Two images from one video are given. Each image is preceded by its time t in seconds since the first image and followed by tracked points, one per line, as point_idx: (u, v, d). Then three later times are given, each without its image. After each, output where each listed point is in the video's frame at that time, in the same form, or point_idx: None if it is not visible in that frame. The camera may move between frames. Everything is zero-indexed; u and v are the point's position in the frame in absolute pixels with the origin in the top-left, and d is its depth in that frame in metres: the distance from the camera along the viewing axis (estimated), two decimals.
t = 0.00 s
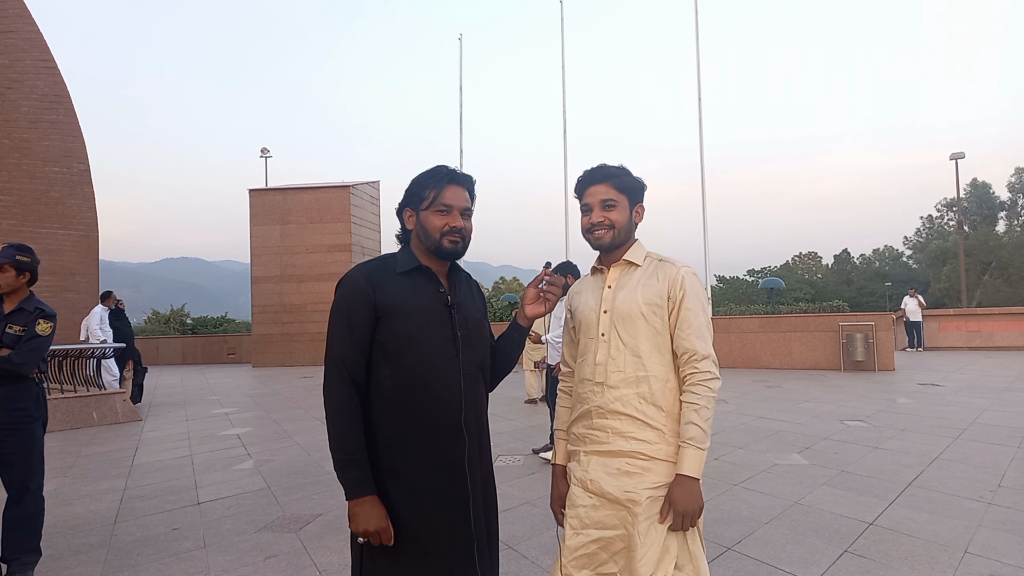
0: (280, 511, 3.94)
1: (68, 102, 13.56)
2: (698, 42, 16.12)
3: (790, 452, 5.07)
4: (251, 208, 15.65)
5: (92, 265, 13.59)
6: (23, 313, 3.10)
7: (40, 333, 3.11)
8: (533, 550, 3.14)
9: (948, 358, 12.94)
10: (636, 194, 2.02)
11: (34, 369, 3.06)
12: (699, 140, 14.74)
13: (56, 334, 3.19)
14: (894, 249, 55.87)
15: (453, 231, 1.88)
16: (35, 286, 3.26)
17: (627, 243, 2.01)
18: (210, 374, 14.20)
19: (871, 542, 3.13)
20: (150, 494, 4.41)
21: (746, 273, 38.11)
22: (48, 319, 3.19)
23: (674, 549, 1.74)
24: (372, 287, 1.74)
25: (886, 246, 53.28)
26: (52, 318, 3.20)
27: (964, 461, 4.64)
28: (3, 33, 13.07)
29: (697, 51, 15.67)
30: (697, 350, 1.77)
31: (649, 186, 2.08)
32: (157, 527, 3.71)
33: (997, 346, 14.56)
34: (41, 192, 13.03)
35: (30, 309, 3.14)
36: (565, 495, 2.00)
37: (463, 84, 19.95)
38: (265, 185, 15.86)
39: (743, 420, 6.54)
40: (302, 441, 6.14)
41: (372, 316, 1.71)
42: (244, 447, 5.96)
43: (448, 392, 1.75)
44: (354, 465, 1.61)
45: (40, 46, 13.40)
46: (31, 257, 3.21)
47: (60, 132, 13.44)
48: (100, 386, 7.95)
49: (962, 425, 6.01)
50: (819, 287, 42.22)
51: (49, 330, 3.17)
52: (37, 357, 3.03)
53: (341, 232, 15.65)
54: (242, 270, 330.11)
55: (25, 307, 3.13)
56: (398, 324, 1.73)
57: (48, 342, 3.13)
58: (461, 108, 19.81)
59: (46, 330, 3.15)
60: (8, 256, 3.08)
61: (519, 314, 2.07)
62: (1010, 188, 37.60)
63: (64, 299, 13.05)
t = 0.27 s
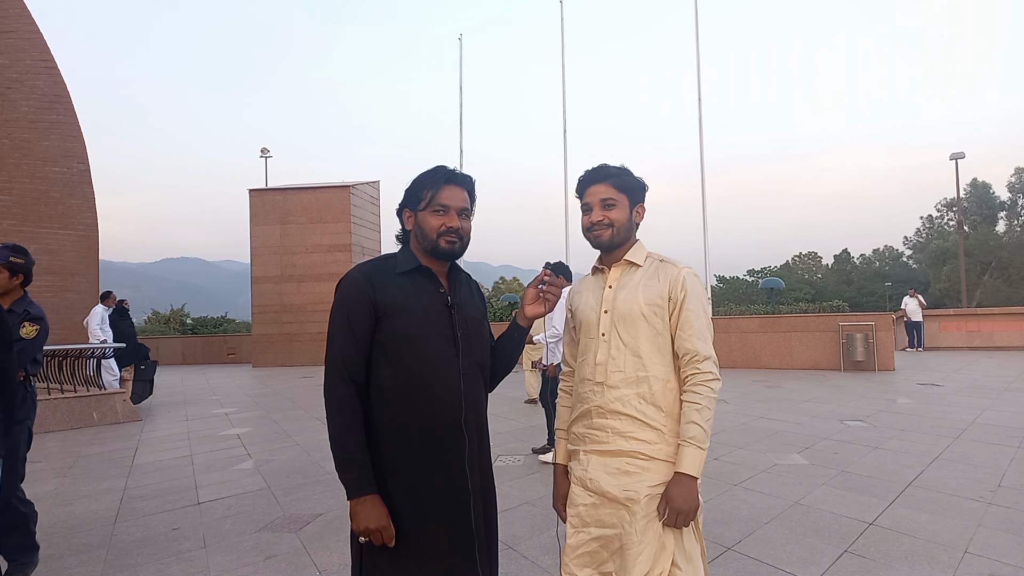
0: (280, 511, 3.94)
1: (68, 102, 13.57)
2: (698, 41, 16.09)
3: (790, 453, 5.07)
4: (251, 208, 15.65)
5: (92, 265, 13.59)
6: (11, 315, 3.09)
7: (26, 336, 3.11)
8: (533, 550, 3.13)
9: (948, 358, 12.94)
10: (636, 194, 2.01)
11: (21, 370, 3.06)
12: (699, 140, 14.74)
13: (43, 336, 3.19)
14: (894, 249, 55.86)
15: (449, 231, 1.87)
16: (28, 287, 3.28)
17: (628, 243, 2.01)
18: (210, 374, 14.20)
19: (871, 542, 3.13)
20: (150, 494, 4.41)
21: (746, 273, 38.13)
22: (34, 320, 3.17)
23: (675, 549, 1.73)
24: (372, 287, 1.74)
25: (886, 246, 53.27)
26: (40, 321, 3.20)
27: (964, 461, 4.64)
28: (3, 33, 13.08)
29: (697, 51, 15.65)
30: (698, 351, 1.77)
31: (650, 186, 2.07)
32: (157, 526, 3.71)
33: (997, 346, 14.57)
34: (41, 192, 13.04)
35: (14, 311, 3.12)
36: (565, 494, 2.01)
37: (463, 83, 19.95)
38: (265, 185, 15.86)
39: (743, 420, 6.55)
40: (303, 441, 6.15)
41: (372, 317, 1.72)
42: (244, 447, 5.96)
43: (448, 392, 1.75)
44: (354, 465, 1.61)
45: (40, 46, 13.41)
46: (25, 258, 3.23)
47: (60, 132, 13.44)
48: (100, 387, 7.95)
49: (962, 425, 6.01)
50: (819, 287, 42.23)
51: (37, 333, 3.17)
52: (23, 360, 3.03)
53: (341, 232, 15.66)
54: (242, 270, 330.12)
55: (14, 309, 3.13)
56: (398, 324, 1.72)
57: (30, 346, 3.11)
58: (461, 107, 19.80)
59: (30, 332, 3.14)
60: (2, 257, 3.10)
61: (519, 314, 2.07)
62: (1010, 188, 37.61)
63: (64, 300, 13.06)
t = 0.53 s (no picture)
0: (280, 511, 3.94)
1: (68, 102, 13.57)
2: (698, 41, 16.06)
3: (791, 453, 5.07)
4: (251, 208, 15.65)
5: (92, 265, 13.59)
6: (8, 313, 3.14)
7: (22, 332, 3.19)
8: (533, 550, 3.13)
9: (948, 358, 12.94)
10: (636, 195, 2.01)
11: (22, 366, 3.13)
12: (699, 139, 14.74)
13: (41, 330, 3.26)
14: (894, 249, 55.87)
15: (443, 229, 1.87)
16: (30, 282, 3.28)
17: (628, 243, 2.01)
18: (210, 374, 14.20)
19: (871, 542, 3.13)
20: (150, 494, 4.41)
21: (746, 273, 38.13)
22: (31, 317, 3.21)
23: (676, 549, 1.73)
24: (372, 287, 1.74)
25: (886, 246, 53.26)
26: (36, 316, 3.25)
27: (964, 461, 4.64)
28: (3, 33, 13.08)
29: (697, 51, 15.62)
30: (697, 351, 1.77)
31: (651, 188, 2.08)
32: (157, 527, 3.71)
33: (997, 346, 14.56)
34: (41, 192, 13.03)
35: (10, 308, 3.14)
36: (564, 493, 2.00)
37: (463, 83, 19.94)
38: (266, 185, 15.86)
39: (743, 420, 6.55)
40: (302, 441, 6.15)
41: (372, 316, 1.71)
42: (244, 447, 5.96)
43: (447, 393, 1.74)
44: (355, 465, 1.61)
45: (40, 46, 13.41)
46: (25, 255, 3.20)
47: (60, 132, 13.44)
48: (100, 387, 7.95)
49: (962, 425, 6.01)
50: (819, 287, 42.21)
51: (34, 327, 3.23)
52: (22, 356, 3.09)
53: (341, 232, 15.65)
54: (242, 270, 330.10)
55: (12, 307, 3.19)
56: (398, 324, 1.72)
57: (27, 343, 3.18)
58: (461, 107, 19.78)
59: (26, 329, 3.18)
60: None
61: (518, 314, 2.06)
62: (1010, 188, 37.62)
63: (64, 300, 13.06)
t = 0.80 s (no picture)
0: (280, 511, 3.94)
1: (69, 102, 13.56)
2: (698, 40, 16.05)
3: (791, 452, 5.07)
4: (251, 208, 15.65)
5: (92, 265, 13.59)
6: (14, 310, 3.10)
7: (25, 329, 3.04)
8: (533, 550, 3.13)
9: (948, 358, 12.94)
10: (635, 195, 2.01)
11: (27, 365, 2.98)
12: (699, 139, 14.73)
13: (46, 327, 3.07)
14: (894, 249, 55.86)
15: (442, 229, 1.87)
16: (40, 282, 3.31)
17: (626, 244, 2.01)
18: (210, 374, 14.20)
19: (871, 542, 3.13)
20: (150, 494, 4.41)
21: (746, 273, 38.12)
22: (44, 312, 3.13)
23: (677, 550, 1.72)
24: (372, 287, 1.74)
25: (886, 246, 53.25)
26: (44, 313, 3.10)
27: (964, 461, 4.64)
28: (3, 33, 13.08)
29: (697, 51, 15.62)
30: (696, 351, 1.77)
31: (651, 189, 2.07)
32: (157, 527, 3.71)
33: (997, 346, 14.57)
34: (41, 192, 13.03)
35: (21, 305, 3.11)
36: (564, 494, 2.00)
37: (463, 83, 19.94)
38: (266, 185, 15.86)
39: (743, 420, 6.54)
40: (302, 441, 6.14)
41: (372, 316, 1.72)
42: (244, 447, 5.96)
43: (447, 393, 1.74)
44: (355, 466, 1.61)
45: (40, 46, 13.40)
46: (33, 252, 3.24)
47: (60, 132, 13.43)
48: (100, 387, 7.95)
49: (962, 425, 6.01)
50: (819, 287, 42.20)
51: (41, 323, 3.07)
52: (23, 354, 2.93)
53: (341, 232, 15.65)
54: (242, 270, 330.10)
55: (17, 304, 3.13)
56: (397, 324, 1.73)
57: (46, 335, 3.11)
58: (461, 107, 19.78)
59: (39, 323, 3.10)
60: (6, 252, 3.13)
61: (518, 314, 2.06)
62: (1010, 188, 37.62)
63: (64, 299, 13.06)
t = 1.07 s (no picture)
0: (280, 511, 3.94)
1: (69, 102, 13.56)
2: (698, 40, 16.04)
3: (791, 453, 5.07)
4: (251, 208, 15.65)
5: (92, 265, 13.59)
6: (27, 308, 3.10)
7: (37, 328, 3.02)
8: (532, 550, 3.13)
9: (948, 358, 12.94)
10: (634, 196, 2.01)
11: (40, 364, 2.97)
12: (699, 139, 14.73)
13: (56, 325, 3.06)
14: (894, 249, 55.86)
15: (442, 229, 1.87)
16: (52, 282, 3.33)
17: (624, 244, 2.01)
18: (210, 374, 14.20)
19: (871, 542, 3.13)
20: (150, 494, 4.41)
21: (746, 272, 38.12)
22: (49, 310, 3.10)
23: (675, 552, 1.72)
24: (371, 287, 1.74)
25: (886, 246, 53.25)
26: (54, 310, 3.09)
27: (964, 461, 4.64)
28: (3, 34, 13.08)
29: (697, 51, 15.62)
30: (695, 351, 1.77)
31: (650, 190, 2.07)
32: (157, 527, 3.71)
33: (997, 346, 14.57)
34: (41, 192, 13.04)
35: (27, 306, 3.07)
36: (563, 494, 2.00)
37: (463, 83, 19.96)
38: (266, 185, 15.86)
39: (743, 420, 6.55)
40: (302, 441, 6.14)
41: (371, 316, 1.72)
42: (244, 447, 5.96)
43: (446, 393, 1.74)
44: (354, 466, 1.61)
45: (40, 46, 13.40)
46: (43, 252, 3.29)
47: (60, 132, 13.43)
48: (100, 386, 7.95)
49: (962, 425, 6.01)
50: (819, 287, 42.18)
51: (49, 322, 3.05)
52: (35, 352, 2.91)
53: (341, 232, 15.65)
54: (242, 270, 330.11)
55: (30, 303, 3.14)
56: (396, 324, 1.73)
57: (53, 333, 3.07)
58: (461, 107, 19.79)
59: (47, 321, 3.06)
60: (17, 251, 3.17)
61: (517, 314, 2.06)
62: (1010, 188, 37.63)
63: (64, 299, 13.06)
